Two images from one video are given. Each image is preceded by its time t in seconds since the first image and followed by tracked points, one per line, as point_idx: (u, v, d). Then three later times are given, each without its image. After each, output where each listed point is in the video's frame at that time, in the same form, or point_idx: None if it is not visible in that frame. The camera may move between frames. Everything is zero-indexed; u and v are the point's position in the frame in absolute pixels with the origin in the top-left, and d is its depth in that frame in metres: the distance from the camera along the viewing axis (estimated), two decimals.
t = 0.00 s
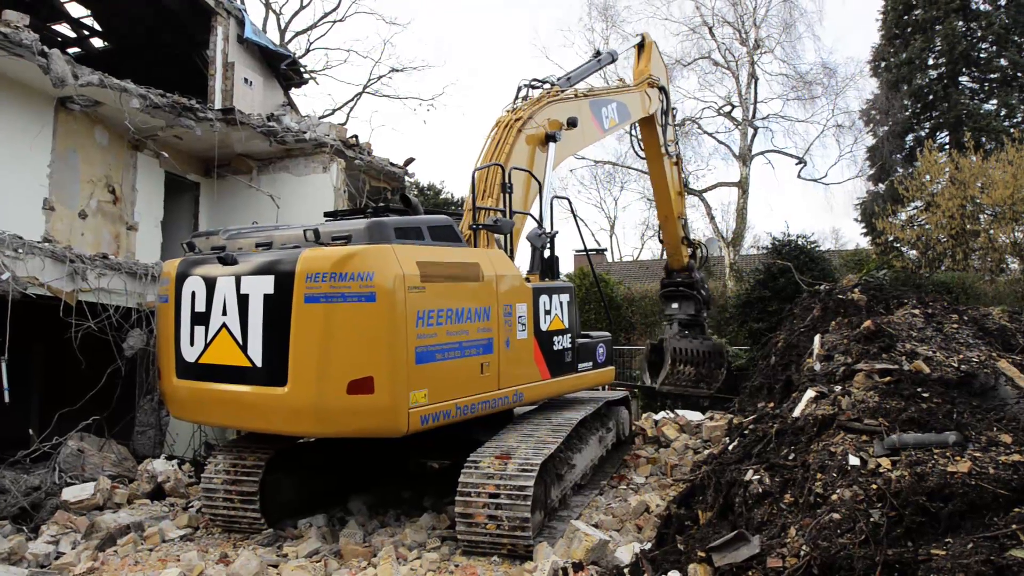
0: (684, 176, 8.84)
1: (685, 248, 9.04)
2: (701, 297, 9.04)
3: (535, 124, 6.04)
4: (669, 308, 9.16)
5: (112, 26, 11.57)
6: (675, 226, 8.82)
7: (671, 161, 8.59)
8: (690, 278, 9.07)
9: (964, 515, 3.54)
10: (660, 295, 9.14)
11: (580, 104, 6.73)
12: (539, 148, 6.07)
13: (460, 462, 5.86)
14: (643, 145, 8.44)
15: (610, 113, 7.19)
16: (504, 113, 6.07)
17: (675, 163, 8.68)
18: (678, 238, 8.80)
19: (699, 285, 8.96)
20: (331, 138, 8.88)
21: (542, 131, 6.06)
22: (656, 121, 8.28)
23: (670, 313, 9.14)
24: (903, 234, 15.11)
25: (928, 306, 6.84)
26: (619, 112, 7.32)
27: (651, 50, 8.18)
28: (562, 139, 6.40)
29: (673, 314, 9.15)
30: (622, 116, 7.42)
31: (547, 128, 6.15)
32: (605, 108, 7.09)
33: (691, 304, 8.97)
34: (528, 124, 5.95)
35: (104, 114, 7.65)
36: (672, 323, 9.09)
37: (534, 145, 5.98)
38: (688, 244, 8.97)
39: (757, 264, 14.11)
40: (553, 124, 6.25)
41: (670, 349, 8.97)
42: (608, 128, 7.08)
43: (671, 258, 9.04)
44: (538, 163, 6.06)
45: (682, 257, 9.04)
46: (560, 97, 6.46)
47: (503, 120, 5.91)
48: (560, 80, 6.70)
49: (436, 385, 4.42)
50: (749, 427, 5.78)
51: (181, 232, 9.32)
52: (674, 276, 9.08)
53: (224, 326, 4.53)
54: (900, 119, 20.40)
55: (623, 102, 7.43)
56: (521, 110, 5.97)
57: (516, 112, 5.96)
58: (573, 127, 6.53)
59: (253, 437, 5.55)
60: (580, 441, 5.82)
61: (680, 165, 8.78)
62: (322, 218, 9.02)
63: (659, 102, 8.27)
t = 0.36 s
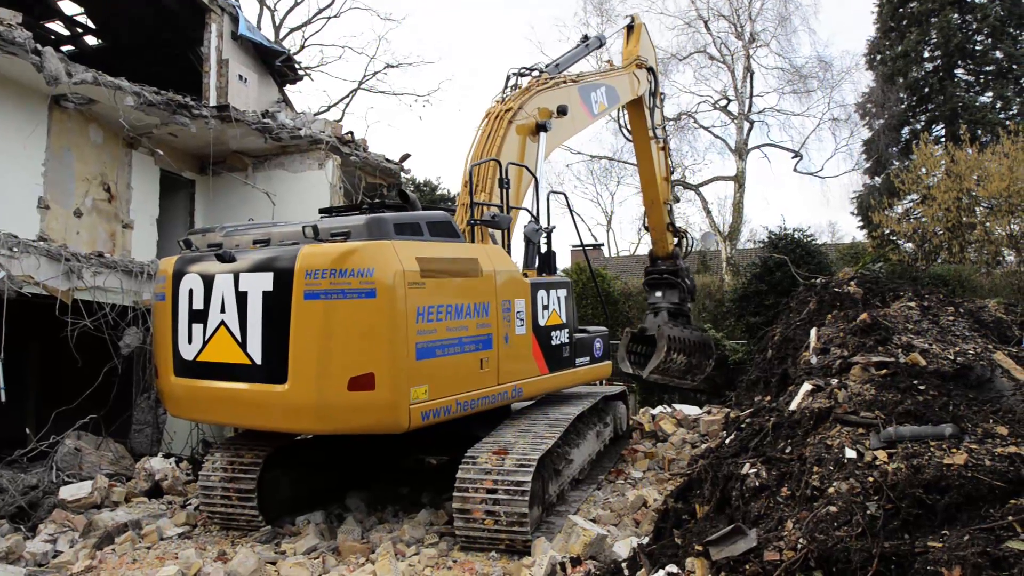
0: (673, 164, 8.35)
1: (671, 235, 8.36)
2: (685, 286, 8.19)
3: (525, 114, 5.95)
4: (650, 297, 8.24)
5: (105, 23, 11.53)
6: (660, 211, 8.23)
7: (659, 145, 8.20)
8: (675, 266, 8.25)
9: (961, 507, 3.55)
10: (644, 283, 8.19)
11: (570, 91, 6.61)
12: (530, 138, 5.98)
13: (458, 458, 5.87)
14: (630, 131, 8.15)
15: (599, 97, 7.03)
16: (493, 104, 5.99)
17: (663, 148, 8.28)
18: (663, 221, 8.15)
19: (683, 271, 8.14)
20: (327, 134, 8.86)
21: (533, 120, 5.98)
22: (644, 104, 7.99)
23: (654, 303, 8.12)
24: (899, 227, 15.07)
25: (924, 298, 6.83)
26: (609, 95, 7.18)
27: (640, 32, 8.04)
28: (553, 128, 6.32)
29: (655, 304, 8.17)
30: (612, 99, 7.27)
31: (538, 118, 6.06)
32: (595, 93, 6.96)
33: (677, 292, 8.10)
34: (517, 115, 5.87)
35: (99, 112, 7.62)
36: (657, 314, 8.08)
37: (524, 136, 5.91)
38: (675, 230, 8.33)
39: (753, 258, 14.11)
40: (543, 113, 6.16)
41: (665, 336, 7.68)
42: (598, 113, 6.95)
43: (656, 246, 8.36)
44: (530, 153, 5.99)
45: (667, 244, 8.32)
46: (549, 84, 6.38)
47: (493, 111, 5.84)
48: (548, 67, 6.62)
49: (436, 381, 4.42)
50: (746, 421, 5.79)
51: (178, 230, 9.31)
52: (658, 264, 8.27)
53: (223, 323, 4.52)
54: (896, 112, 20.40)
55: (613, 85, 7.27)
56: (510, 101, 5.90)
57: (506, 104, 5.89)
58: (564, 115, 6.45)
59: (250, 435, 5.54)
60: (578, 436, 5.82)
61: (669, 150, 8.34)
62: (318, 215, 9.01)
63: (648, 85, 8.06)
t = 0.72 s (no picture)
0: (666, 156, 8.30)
1: (663, 227, 8.23)
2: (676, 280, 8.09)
3: (521, 108, 5.92)
4: (640, 290, 8.05)
5: (104, 23, 11.52)
6: (653, 203, 8.10)
7: (654, 135, 8.12)
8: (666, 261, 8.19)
9: (962, 506, 3.55)
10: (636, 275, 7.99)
11: (566, 82, 6.58)
12: (526, 133, 5.96)
13: (459, 457, 5.86)
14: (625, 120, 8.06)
15: (595, 87, 7.00)
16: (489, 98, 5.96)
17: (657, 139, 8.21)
18: (656, 214, 8.02)
19: (674, 265, 8.07)
20: (327, 134, 8.86)
21: (529, 114, 5.96)
22: (639, 91, 7.93)
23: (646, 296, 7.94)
24: (901, 225, 14.83)
25: (925, 297, 6.82)
26: (605, 85, 7.13)
27: (637, 20, 8.01)
28: (549, 121, 6.30)
29: (647, 297, 7.99)
30: (609, 88, 7.22)
31: (534, 112, 6.03)
32: (590, 82, 6.92)
33: (669, 285, 7.98)
34: (513, 109, 5.84)
35: (99, 112, 7.62)
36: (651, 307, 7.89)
37: (521, 130, 5.88)
38: (667, 223, 8.20)
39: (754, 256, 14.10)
40: (539, 106, 6.13)
41: (669, 329, 7.50)
42: (594, 103, 6.93)
43: (647, 238, 8.24)
44: (526, 148, 5.97)
45: (659, 237, 8.18)
46: (544, 77, 6.34)
47: (489, 107, 5.81)
48: (543, 59, 6.60)
49: (439, 380, 4.41)
50: (746, 420, 5.79)
51: (178, 231, 9.31)
52: (649, 257, 8.18)
53: (225, 323, 4.51)
54: (897, 110, 20.37)
55: (608, 74, 7.22)
56: (505, 95, 5.87)
57: (501, 98, 5.86)
58: (560, 108, 6.44)
59: (250, 435, 5.54)
60: (579, 435, 5.81)
61: (663, 142, 8.27)
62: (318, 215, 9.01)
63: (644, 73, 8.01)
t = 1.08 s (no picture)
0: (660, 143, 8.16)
1: (657, 216, 8.06)
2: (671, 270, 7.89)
3: (519, 104, 5.87)
4: (633, 281, 7.84)
5: (109, 25, 11.55)
6: (648, 190, 7.91)
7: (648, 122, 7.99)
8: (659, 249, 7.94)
9: (967, 507, 3.53)
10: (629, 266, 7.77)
11: (563, 75, 6.50)
12: (523, 129, 5.92)
13: (463, 459, 5.86)
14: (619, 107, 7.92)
15: (591, 77, 6.91)
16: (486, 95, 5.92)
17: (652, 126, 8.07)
18: (650, 201, 7.84)
19: (668, 254, 7.86)
20: (331, 136, 8.88)
21: (526, 111, 5.91)
22: (635, 78, 7.80)
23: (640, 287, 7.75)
24: (904, 225, 14.99)
25: (930, 297, 6.80)
26: (601, 74, 7.04)
27: (634, 7, 7.90)
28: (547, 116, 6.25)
29: (640, 288, 7.80)
30: (605, 78, 7.14)
31: (531, 108, 5.99)
32: (587, 73, 6.83)
33: (663, 275, 7.78)
34: (511, 106, 5.79)
35: (103, 114, 7.64)
36: (647, 299, 7.68)
37: (518, 126, 5.84)
38: (661, 212, 8.04)
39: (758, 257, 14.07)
40: (536, 101, 6.07)
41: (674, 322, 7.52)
42: (591, 94, 6.85)
43: (641, 227, 8.07)
44: (524, 145, 5.93)
45: (653, 225, 8.02)
46: (541, 70, 6.27)
47: (486, 104, 5.77)
48: (539, 52, 6.55)
49: (448, 381, 4.41)
50: (750, 421, 5.78)
51: (182, 232, 9.34)
52: (642, 247, 7.98)
53: (233, 324, 4.51)
54: (901, 110, 20.33)
55: (604, 63, 7.12)
56: (503, 92, 5.82)
57: (498, 96, 5.81)
58: (558, 102, 6.34)
59: (254, 437, 5.55)
60: (583, 436, 5.81)
61: (657, 129, 8.12)
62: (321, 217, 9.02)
63: (640, 61, 7.88)
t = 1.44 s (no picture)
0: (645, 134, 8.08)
1: (642, 206, 7.94)
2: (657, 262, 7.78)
3: (511, 102, 5.86)
4: (618, 272, 7.71)
5: (108, 28, 11.56)
6: (632, 181, 7.82)
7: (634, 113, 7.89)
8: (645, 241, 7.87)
9: (965, 510, 3.54)
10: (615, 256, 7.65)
11: (552, 70, 6.47)
12: (516, 127, 5.90)
13: (462, 461, 5.85)
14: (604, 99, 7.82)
15: (580, 70, 6.84)
16: (478, 95, 5.90)
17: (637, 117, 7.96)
18: (636, 192, 7.72)
19: (654, 245, 7.77)
20: (330, 139, 8.87)
21: (519, 109, 5.89)
22: (621, 70, 7.69)
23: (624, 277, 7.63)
24: (903, 229, 15.13)
25: (928, 301, 6.79)
26: (589, 67, 6.97)
27: None
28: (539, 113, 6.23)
29: (625, 279, 7.67)
30: (592, 71, 7.07)
31: (524, 106, 5.97)
32: (575, 67, 6.77)
33: (648, 266, 7.67)
34: (503, 104, 5.77)
35: (102, 116, 7.64)
36: (634, 291, 7.54)
37: (511, 125, 5.82)
38: (646, 203, 7.93)
39: (757, 259, 14.07)
40: (527, 98, 6.04)
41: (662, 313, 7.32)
42: (580, 88, 6.79)
43: (626, 218, 7.95)
44: (517, 143, 5.92)
45: (639, 216, 7.89)
46: (531, 67, 6.24)
47: (479, 104, 5.75)
48: (528, 47, 6.52)
49: (457, 384, 4.40)
50: (749, 424, 5.78)
51: (181, 235, 9.34)
52: (628, 238, 7.89)
53: (239, 327, 4.46)
54: (899, 114, 20.35)
55: (592, 55, 7.06)
56: (494, 91, 5.81)
57: (491, 95, 5.80)
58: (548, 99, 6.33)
59: (253, 439, 5.54)
60: (581, 439, 5.81)
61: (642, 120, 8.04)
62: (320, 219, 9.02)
63: (625, 51, 7.76)
